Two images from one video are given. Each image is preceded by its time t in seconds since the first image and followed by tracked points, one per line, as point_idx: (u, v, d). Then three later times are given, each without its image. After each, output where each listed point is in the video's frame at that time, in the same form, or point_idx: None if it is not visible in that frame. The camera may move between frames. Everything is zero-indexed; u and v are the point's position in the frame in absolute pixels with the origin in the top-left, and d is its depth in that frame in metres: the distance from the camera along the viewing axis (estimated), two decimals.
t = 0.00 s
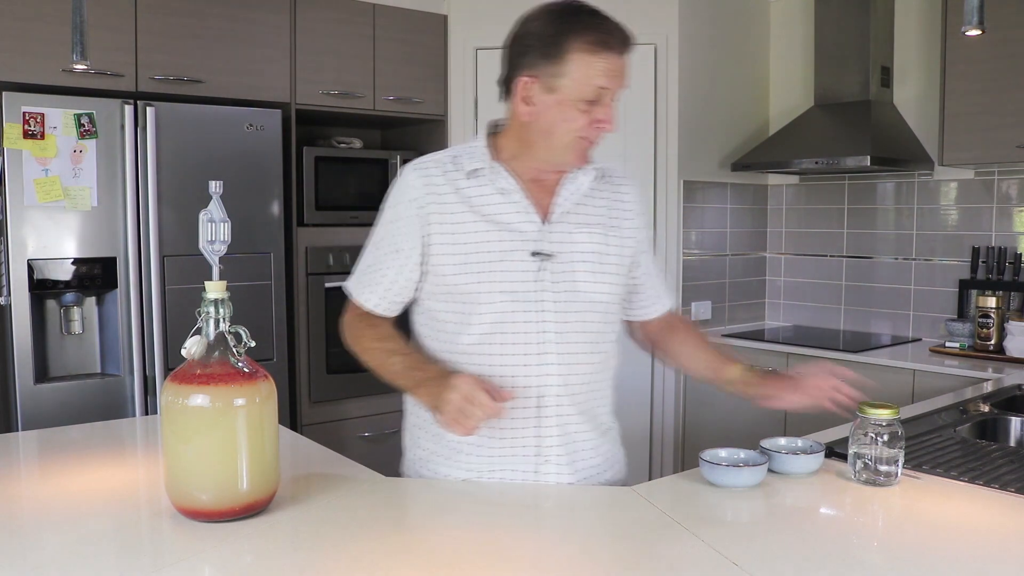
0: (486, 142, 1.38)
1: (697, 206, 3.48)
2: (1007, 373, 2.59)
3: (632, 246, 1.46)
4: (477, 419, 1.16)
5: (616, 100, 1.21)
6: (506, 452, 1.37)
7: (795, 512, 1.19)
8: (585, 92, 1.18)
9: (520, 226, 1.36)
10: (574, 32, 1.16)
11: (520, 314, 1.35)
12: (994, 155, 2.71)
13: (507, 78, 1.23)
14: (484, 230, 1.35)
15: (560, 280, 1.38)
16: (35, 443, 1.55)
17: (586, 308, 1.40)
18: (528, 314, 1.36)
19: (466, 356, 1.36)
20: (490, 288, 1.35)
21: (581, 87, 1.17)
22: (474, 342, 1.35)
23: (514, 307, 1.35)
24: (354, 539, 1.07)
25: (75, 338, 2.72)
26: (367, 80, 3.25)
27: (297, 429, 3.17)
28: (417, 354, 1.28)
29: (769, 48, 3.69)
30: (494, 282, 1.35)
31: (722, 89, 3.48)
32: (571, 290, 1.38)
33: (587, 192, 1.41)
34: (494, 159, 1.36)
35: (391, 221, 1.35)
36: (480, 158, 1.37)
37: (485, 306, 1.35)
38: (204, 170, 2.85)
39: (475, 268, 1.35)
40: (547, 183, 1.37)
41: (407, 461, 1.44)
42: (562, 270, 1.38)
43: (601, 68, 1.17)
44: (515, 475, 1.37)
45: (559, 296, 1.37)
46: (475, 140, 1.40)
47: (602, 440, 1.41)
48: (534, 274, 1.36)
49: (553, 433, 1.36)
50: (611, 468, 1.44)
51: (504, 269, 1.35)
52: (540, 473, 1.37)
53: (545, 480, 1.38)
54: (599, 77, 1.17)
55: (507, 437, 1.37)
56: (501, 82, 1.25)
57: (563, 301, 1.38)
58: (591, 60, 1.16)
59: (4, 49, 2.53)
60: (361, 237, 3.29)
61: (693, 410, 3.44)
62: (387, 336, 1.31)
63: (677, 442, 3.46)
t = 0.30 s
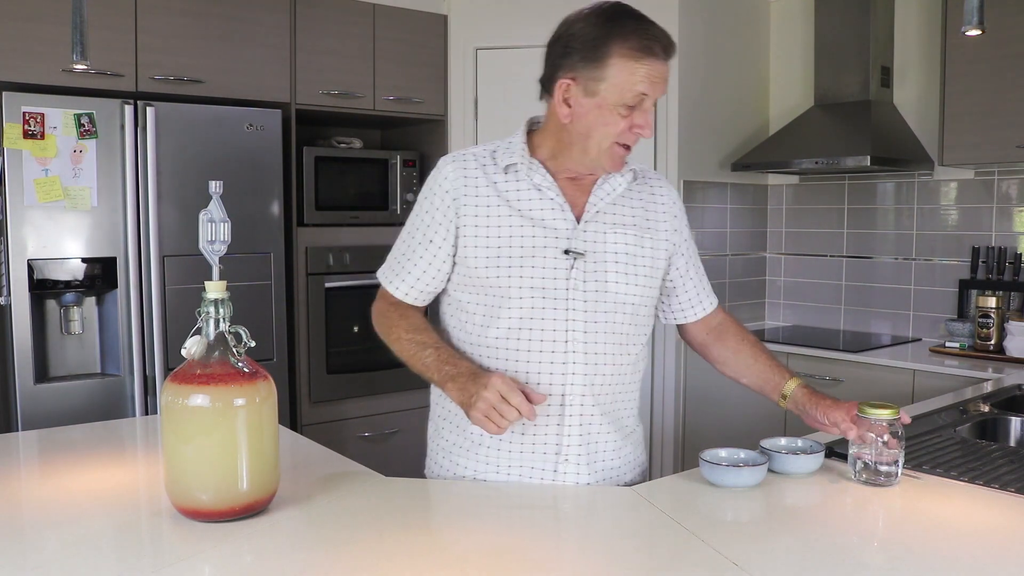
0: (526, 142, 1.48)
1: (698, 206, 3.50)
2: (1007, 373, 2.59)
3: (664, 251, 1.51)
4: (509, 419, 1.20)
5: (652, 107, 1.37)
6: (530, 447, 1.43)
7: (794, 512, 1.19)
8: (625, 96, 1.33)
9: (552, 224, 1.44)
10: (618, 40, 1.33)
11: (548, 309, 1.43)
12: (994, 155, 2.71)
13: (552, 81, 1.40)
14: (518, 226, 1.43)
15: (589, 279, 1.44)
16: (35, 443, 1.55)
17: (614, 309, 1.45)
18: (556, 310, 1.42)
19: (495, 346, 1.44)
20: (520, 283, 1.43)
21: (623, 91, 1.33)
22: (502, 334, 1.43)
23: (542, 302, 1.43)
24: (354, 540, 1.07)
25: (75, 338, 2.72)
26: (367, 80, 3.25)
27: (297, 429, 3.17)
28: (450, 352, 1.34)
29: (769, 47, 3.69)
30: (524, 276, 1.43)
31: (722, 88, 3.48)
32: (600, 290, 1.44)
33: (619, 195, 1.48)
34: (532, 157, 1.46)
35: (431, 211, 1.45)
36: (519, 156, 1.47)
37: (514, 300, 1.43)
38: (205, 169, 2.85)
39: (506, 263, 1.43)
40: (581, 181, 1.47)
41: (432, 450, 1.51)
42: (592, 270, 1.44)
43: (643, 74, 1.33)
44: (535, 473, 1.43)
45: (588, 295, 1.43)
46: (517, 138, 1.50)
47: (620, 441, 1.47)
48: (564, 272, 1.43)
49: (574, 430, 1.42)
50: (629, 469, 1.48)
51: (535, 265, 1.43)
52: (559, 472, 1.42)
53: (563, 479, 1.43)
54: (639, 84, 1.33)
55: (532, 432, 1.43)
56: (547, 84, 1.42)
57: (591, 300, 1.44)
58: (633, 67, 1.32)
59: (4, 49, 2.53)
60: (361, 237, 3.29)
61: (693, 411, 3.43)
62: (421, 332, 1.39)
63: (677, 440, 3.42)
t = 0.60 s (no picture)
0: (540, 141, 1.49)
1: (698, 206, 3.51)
2: (1007, 373, 2.59)
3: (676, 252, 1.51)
4: (519, 420, 1.20)
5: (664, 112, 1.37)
6: (539, 446, 1.43)
7: (794, 512, 1.19)
8: (637, 101, 1.33)
9: (564, 222, 1.44)
10: (632, 44, 1.32)
11: (560, 308, 1.43)
12: (994, 155, 2.72)
13: (566, 83, 1.41)
14: (531, 224, 1.44)
15: (602, 279, 1.44)
16: (35, 443, 1.55)
17: (626, 309, 1.46)
18: (569, 309, 1.43)
19: (506, 344, 1.44)
20: (532, 282, 1.43)
21: (634, 96, 1.33)
22: (514, 332, 1.44)
23: (554, 301, 1.43)
24: (354, 540, 1.07)
25: (75, 338, 2.72)
26: (367, 80, 3.25)
27: (297, 429, 3.17)
28: (462, 351, 1.34)
29: (769, 47, 3.69)
30: (536, 275, 1.43)
31: (722, 89, 3.48)
32: (612, 290, 1.44)
33: (633, 194, 1.48)
34: (546, 156, 1.47)
35: (445, 207, 1.46)
36: (533, 155, 1.47)
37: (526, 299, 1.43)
38: (205, 169, 2.85)
39: (518, 261, 1.44)
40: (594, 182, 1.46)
41: (441, 446, 1.51)
42: (604, 270, 1.44)
43: (655, 80, 1.32)
44: (544, 472, 1.43)
45: (600, 294, 1.44)
46: (531, 137, 1.51)
47: (629, 442, 1.47)
48: (577, 271, 1.43)
49: (583, 429, 1.43)
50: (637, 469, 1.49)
51: (547, 264, 1.43)
52: (567, 471, 1.43)
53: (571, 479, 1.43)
54: (650, 89, 1.33)
55: (541, 430, 1.43)
56: (561, 86, 1.43)
57: (603, 299, 1.44)
58: (646, 72, 1.32)
59: (4, 48, 2.53)
60: (361, 237, 3.29)
61: (693, 411, 3.44)
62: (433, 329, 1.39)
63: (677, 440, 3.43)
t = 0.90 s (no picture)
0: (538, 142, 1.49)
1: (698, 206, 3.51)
2: (1007, 373, 2.59)
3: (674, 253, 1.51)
4: (521, 417, 1.19)
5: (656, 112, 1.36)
6: (533, 446, 1.43)
7: (794, 512, 1.19)
8: (627, 100, 1.33)
9: (560, 223, 1.45)
10: (622, 44, 1.33)
11: (555, 308, 1.43)
12: (994, 155, 2.71)
13: (559, 84, 1.41)
14: (527, 224, 1.44)
15: (598, 279, 1.44)
16: (35, 443, 1.55)
17: (622, 309, 1.46)
18: (564, 309, 1.43)
19: (502, 344, 1.45)
20: (528, 282, 1.43)
21: (624, 95, 1.33)
22: (510, 332, 1.44)
23: (550, 302, 1.43)
24: (354, 540, 1.07)
25: (75, 338, 2.72)
26: (367, 80, 3.25)
27: (297, 429, 3.17)
28: (463, 351, 1.34)
29: (770, 47, 3.69)
30: (532, 275, 1.43)
31: (723, 89, 3.48)
32: (607, 290, 1.45)
33: (630, 195, 1.48)
34: (543, 157, 1.47)
35: (442, 207, 1.46)
36: (531, 156, 1.48)
37: (522, 299, 1.43)
38: (204, 169, 2.85)
39: (514, 261, 1.44)
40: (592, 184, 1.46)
41: (439, 445, 1.51)
42: (600, 270, 1.44)
43: (645, 79, 1.32)
44: (540, 472, 1.43)
45: (596, 295, 1.44)
46: (530, 138, 1.51)
47: (625, 443, 1.47)
48: (573, 271, 1.43)
49: (577, 429, 1.43)
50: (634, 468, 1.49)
51: (543, 265, 1.43)
52: (562, 470, 1.43)
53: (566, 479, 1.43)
54: (640, 88, 1.32)
55: (536, 430, 1.43)
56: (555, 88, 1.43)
57: (599, 299, 1.44)
58: (635, 71, 1.32)
59: (4, 48, 2.53)
60: (361, 237, 3.29)
61: (693, 411, 3.44)
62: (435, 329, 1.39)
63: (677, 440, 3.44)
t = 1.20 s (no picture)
0: (522, 146, 1.50)
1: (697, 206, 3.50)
2: (1006, 373, 2.59)
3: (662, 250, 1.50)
4: (527, 417, 1.20)
5: (627, 109, 1.27)
6: (522, 447, 1.43)
7: (795, 512, 1.19)
8: (591, 96, 1.25)
9: (544, 224, 1.45)
10: (588, 38, 1.26)
11: (540, 309, 1.43)
12: (994, 155, 2.72)
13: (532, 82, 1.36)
14: (511, 226, 1.45)
15: (582, 279, 1.44)
16: (35, 443, 1.55)
17: (608, 309, 1.45)
18: (548, 310, 1.43)
19: (489, 345, 1.45)
20: (513, 283, 1.44)
21: (586, 91, 1.26)
22: (496, 333, 1.45)
23: (534, 303, 1.43)
24: (354, 540, 1.07)
25: (75, 338, 2.72)
26: (367, 80, 3.25)
27: (297, 429, 3.17)
28: (465, 358, 1.35)
29: (769, 47, 3.69)
30: (516, 276, 1.44)
31: (722, 89, 3.48)
32: (592, 290, 1.44)
33: (615, 194, 1.47)
34: (527, 160, 1.48)
35: (427, 214, 1.48)
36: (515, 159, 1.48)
37: (507, 301, 1.44)
38: (204, 169, 2.85)
39: (499, 263, 1.44)
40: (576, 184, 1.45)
41: (432, 445, 1.52)
42: (585, 271, 1.44)
43: (608, 73, 1.24)
44: (530, 472, 1.43)
45: (580, 294, 1.44)
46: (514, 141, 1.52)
47: (615, 442, 1.46)
48: (556, 272, 1.43)
49: (565, 429, 1.42)
50: (628, 468, 1.48)
51: (527, 266, 1.44)
52: (550, 470, 1.43)
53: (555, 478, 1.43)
54: (605, 82, 1.25)
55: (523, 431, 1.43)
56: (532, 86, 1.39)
57: (584, 299, 1.44)
58: (597, 66, 1.25)
59: (4, 48, 2.53)
60: (361, 237, 3.29)
61: (693, 411, 3.44)
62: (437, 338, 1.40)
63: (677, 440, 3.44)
